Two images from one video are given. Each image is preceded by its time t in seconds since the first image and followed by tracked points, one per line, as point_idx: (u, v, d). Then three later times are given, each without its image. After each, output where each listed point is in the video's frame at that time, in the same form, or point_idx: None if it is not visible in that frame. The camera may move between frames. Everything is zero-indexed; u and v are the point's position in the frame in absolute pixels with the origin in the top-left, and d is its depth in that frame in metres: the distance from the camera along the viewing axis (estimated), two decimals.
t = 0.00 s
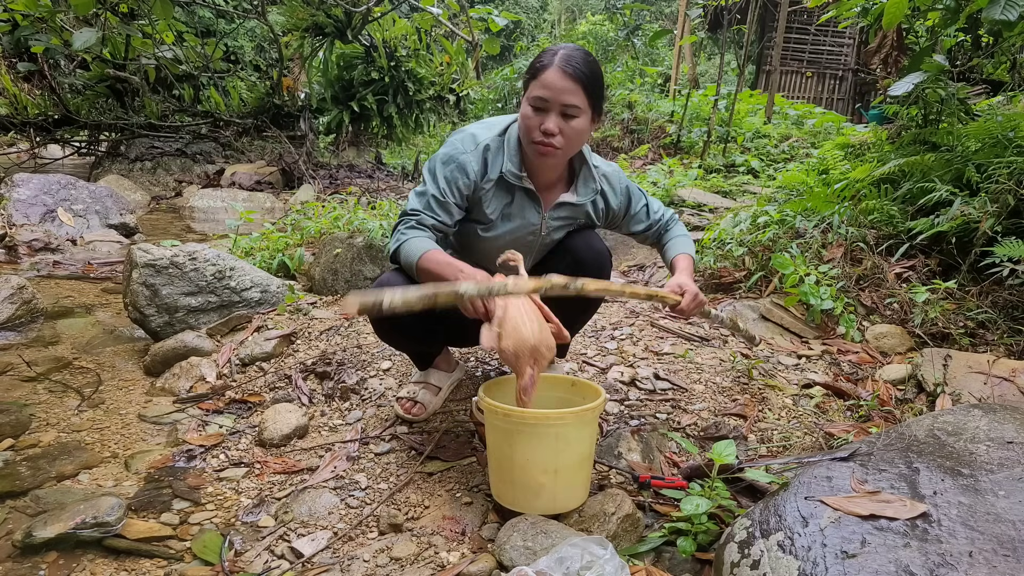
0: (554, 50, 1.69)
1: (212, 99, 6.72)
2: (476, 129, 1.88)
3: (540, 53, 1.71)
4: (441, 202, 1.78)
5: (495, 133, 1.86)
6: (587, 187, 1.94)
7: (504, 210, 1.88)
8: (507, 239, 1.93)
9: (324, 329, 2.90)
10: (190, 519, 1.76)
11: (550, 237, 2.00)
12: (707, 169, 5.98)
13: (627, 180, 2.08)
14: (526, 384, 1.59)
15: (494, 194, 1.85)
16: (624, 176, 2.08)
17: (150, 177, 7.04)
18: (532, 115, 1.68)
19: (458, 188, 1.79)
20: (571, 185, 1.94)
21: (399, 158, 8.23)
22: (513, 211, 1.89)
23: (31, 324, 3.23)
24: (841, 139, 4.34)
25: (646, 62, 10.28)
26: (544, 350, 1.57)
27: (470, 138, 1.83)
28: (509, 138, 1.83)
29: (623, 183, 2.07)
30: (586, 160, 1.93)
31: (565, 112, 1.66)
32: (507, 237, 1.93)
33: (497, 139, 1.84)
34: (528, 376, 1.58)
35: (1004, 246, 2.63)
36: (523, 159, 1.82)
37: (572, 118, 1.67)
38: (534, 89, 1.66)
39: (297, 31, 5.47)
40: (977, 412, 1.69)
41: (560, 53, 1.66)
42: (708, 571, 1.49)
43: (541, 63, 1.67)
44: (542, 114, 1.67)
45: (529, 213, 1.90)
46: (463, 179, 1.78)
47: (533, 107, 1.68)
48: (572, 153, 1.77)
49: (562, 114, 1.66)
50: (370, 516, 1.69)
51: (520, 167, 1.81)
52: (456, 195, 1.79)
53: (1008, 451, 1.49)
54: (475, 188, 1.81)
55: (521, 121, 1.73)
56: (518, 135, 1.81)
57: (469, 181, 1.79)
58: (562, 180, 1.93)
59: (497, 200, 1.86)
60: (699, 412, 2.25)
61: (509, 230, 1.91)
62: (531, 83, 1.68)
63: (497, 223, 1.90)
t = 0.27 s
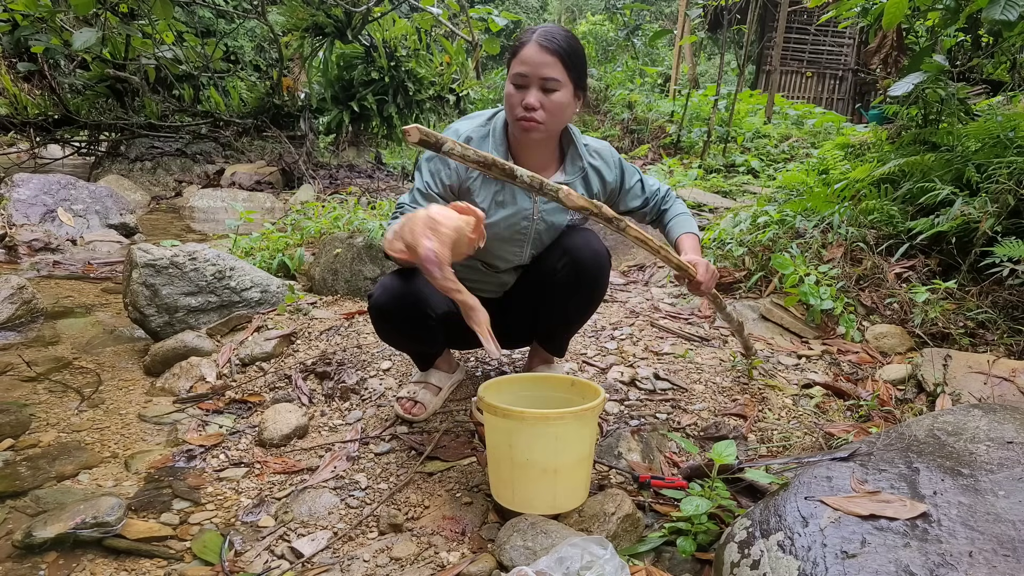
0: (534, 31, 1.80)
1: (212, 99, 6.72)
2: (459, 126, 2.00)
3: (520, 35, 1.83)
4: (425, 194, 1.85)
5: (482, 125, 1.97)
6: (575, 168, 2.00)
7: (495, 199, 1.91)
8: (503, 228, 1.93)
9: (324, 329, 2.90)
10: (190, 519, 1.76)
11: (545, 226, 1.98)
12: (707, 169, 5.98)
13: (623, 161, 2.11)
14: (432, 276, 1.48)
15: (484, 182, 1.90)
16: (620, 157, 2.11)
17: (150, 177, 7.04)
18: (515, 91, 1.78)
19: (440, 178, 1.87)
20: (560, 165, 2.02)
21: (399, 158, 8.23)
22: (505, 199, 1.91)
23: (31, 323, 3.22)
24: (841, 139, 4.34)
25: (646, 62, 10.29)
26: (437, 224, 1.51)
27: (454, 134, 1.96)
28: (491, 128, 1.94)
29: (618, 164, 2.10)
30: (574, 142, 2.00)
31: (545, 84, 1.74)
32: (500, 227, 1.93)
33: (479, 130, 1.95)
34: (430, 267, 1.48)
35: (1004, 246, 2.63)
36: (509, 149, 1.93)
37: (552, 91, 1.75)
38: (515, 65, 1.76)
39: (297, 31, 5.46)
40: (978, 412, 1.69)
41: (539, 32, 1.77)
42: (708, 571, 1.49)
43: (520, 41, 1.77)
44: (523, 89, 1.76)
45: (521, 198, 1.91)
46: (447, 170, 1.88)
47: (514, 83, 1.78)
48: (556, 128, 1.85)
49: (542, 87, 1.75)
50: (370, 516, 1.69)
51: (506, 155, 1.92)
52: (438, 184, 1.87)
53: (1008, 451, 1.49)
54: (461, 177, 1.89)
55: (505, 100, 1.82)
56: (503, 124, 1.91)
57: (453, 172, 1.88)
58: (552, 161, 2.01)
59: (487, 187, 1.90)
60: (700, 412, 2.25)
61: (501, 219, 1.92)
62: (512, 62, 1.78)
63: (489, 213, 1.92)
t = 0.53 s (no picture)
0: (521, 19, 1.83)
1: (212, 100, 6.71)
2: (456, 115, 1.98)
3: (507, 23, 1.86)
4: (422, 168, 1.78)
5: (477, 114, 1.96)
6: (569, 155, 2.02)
7: (492, 192, 1.92)
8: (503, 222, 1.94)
9: (324, 329, 2.90)
10: (190, 519, 1.76)
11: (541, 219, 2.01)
12: (707, 170, 5.98)
13: (617, 151, 2.16)
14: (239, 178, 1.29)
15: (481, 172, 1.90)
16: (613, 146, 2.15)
17: (150, 177, 7.04)
18: (500, 78, 1.80)
19: (436, 156, 1.81)
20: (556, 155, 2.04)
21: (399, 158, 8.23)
22: (502, 192, 1.93)
23: (31, 323, 3.22)
24: (841, 139, 4.33)
25: (646, 62, 10.29)
26: (286, 133, 1.35)
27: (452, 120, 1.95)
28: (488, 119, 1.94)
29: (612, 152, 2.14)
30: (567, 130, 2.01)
31: (529, 68, 1.76)
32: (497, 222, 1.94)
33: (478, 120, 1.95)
34: (246, 168, 1.30)
35: (1004, 246, 2.62)
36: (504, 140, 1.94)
37: (535, 75, 1.77)
38: (500, 52, 1.79)
39: (297, 31, 5.46)
40: (978, 412, 1.69)
41: (524, 18, 1.80)
42: (708, 571, 1.49)
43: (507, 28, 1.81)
44: (507, 74, 1.78)
45: (516, 189, 1.94)
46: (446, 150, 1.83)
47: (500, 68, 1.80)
48: (544, 114, 1.85)
49: (526, 72, 1.77)
50: (370, 516, 1.69)
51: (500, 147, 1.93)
52: (435, 162, 1.80)
53: (1007, 451, 1.49)
54: (457, 162, 1.85)
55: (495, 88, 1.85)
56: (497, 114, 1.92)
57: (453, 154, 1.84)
58: (546, 151, 2.03)
59: (484, 178, 1.91)
60: (699, 412, 2.25)
61: (498, 213, 1.93)
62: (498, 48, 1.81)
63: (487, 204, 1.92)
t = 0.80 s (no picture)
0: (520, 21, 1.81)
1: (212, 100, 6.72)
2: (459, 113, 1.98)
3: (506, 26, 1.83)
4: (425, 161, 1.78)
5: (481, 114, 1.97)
6: (569, 156, 2.02)
7: (494, 193, 1.92)
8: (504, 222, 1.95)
9: (324, 328, 2.90)
10: (190, 519, 1.76)
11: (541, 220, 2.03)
12: (707, 170, 5.98)
13: (613, 152, 2.17)
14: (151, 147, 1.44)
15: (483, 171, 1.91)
16: (610, 147, 2.16)
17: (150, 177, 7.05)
18: (499, 83, 1.80)
19: (442, 149, 1.82)
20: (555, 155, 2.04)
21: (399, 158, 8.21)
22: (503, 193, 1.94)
23: (31, 323, 3.22)
24: (841, 139, 4.34)
25: (646, 62, 10.30)
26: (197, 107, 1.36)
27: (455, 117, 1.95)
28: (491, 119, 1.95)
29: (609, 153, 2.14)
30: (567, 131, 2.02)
31: (528, 74, 1.75)
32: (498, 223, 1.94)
33: (480, 118, 1.95)
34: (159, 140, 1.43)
35: (1004, 246, 2.62)
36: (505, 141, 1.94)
37: (536, 83, 1.76)
38: (499, 57, 1.78)
39: (298, 32, 5.46)
40: (977, 412, 1.69)
41: (523, 22, 1.78)
42: (708, 571, 1.49)
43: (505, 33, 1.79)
44: (507, 80, 1.78)
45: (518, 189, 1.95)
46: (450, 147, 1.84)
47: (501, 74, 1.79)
48: (543, 119, 1.85)
49: (525, 78, 1.76)
50: (370, 516, 1.69)
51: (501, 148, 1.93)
52: (440, 155, 1.81)
53: (1007, 451, 1.49)
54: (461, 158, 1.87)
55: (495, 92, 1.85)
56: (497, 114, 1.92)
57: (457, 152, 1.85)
58: (546, 151, 2.03)
59: (485, 178, 1.92)
60: (700, 412, 2.25)
61: (499, 213, 1.93)
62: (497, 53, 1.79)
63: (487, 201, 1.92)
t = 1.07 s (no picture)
0: (521, 38, 1.75)
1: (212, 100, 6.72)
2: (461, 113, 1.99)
3: (507, 43, 1.77)
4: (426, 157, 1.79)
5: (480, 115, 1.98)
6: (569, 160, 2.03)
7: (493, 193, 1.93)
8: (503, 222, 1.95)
9: (324, 329, 2.90)
10: (190, 519, 1.76)
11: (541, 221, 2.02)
12: (707, 170, 5.99)
13: (612, 156, 2.16)
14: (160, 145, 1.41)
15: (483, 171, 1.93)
16: (610, 151, 2.16)
17: (150, 177, 7.05)
18: (502, 104, 1.79)
19: (442, 148, 1.82)
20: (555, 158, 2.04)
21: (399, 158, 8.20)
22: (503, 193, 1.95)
23: (31, 323, 3.22)
24: (841, 139, 4.33)
25: (646, 62, 10.31)
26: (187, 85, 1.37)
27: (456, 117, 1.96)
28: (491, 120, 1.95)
29: (608, 158, 2.14)
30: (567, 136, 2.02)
31: (530, 104, 1.75)
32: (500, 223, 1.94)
33: (481, 119, 1.96)
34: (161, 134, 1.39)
35: (1004, 246, 2.62)
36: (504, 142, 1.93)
37: (539, 110, 1.76)
38: (500, 79, 1.75)
39: (297, 31, 5.45)
40: (978, 412, 1.69)
41: (525, 44, 1.72)
42: (708, 571, 1.49)
43: (507, 53, 1.74)
44: (509, 106, 1.77)
45: (517, 191, 1.97)
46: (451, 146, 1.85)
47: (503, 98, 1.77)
48: (545, 135, 1.87)
49: (528, 105, 1.75)
50: (370, 516, 1.69)
51: (500, 149, 1.92)
52: (441, 153, 1.82)
53: (1008, 451, 1.49)
54: (461, 157, 1.87)
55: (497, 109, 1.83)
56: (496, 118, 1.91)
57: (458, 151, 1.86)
58: (547, 154, 2.01)
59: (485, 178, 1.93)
60: (700, 412, 2.25)
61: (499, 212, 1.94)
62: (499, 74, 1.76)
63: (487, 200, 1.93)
